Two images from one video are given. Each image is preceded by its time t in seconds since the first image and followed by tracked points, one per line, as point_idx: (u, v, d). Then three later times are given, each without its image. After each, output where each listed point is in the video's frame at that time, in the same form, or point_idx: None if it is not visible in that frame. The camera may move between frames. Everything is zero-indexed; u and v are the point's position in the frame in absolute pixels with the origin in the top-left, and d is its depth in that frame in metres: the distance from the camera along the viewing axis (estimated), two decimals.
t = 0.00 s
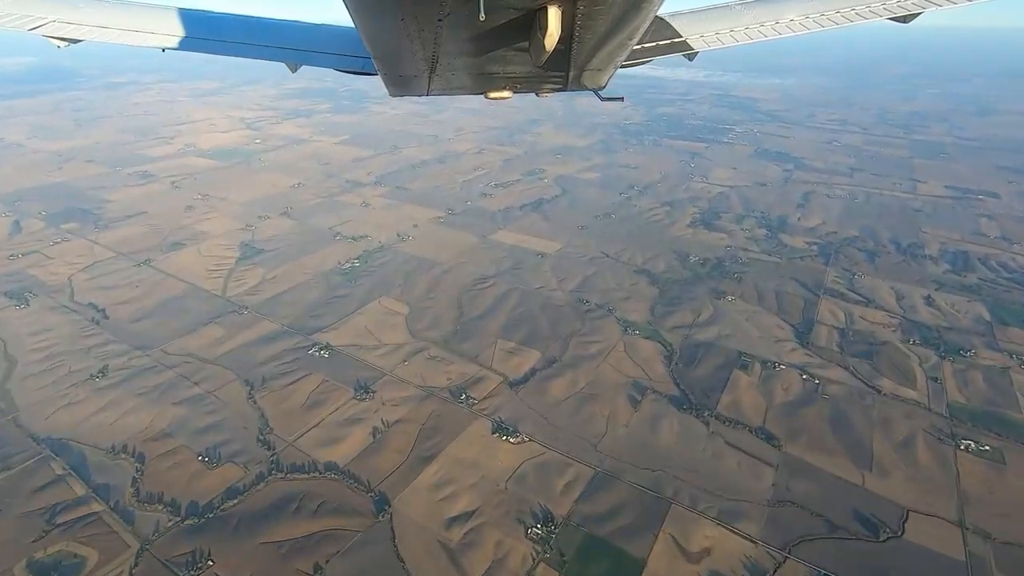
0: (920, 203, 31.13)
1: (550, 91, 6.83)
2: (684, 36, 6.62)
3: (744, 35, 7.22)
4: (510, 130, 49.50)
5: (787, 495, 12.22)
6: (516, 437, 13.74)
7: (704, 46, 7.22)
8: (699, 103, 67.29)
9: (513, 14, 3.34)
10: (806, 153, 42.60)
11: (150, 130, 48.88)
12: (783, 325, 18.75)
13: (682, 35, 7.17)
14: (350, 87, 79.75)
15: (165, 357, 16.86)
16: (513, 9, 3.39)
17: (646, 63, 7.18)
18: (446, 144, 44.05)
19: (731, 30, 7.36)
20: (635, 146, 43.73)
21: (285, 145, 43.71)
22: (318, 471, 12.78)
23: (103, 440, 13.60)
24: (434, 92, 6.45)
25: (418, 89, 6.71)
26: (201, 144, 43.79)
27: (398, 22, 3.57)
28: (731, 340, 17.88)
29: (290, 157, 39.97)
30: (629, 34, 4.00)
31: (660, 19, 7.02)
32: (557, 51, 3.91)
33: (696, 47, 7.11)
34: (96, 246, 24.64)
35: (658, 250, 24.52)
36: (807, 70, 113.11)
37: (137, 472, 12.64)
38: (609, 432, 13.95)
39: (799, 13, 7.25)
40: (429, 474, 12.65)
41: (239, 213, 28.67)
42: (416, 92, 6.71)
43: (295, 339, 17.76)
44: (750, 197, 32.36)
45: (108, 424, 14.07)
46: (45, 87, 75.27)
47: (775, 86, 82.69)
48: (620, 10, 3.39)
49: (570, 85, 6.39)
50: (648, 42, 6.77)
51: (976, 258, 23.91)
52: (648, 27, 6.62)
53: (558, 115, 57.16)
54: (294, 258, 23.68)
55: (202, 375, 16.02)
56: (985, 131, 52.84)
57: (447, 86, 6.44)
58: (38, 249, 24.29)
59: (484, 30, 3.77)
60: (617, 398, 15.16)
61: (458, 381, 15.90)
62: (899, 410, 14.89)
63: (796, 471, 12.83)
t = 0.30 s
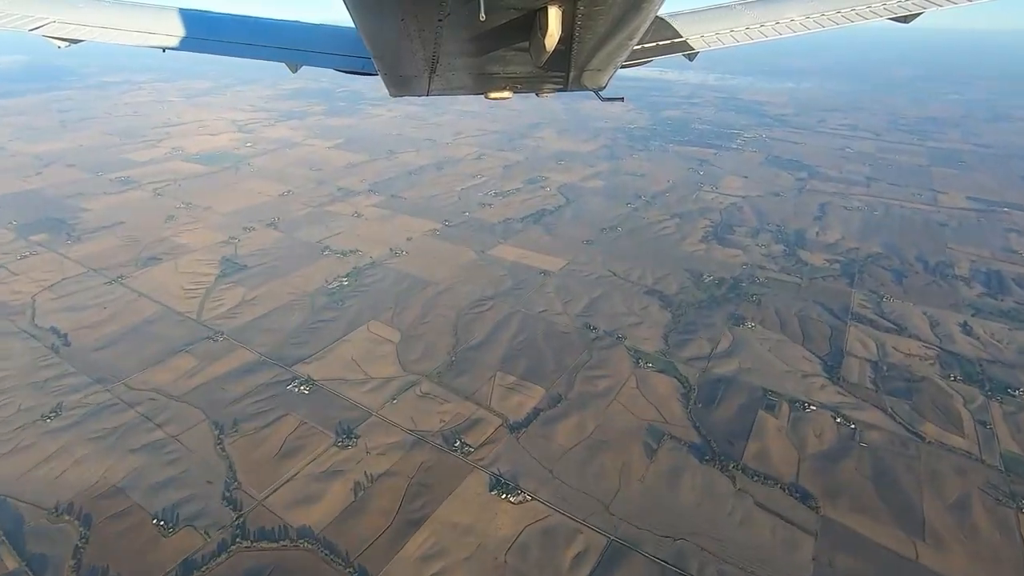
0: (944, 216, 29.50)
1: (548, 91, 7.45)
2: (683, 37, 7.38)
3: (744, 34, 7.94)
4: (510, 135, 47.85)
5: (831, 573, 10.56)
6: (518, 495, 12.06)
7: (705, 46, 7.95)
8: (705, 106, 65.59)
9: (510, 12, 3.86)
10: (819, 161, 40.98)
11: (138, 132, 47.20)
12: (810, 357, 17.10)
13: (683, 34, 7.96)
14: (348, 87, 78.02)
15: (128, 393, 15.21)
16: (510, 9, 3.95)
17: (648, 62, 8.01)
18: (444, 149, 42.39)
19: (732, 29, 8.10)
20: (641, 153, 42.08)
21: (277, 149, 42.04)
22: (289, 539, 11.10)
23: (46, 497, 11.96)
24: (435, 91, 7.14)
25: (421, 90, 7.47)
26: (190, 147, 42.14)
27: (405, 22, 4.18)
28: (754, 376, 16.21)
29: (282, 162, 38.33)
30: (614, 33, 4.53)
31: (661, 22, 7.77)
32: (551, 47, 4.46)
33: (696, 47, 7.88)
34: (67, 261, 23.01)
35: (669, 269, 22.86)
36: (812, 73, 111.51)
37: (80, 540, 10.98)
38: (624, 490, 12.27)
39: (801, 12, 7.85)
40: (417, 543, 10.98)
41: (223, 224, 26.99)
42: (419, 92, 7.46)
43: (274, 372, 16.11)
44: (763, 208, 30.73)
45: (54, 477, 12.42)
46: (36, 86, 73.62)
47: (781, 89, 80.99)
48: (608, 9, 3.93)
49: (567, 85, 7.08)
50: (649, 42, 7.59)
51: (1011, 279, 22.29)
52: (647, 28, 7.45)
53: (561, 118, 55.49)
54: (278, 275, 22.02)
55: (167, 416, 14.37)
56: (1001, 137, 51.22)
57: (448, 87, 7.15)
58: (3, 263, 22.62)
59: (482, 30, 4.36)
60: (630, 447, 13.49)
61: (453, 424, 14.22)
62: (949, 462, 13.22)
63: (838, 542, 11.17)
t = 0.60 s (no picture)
0: (973, 227, 27.78)
1: (547, 92, 7.15)
2: (684, 37, 7.15)
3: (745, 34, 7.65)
4: (512, 140, 46.17)
5: None
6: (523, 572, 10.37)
7: (704, 47, 7.72)
8: (712, 108, 63.87)
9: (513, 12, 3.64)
10: (834, 166, 39.26)
11: (127, 139, 45.70)
12: (846, 394, 15.38)
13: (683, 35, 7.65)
14: (345, 90, 76.42)
15: (86, 440, 13.61)
16: (512, 9, 3.73)
17: (647, 63, 7.76)
18: (443, 155, 40.72)
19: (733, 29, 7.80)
20: (647, 158, 40.41)
21: (269, 156, 40.43)
22: None
23: None
24: (434, 91, 6.82)
25: (419, 91, 7.08)
26: (179, 155, 40.59)
27: (403, 21, 3.91)
28: (786, 417, 14.50)
29: (273, 170, 36.73)
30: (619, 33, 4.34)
31: (662, 20, 7.55)
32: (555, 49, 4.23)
33: (696, 48, 7.63)
34: (38, 282, 21.49)
35: (684, 289, 21.17)
36: (818, 72, 109.73)
37: None
38: (646, 565, 10.58)
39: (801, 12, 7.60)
40: None
41: (206, 239, 25.39)
42: (417, 93, 7.06)
43: (250, 414, 14.46)
44: (780, 218, 29.05)
45: None
46: (28, 89, 72.46)
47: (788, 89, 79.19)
48: (615, 9, 3.73)
49: (567, 86, 6.83)
50: (648, 43, 7.34)
51: None
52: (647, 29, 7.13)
53: (563, 122, 53.79)
54: (261, 298, 20.40)
55: (127, 470, 12.75)
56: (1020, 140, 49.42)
57: (447, 88, 6.80)
58: None
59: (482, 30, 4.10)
60: (651, 508, 11.80)
61: (448, 478, 12.54)
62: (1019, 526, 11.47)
63: None
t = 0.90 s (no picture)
0: (1004, 243, 26.14)
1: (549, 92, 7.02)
2: (685, 37, 6.80)
3: (743, 34, 7.28)
4: (514, 144, 44.46)
5: None
6: None
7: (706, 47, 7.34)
8: (719, 111, 62.19)
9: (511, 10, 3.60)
10: (850, 175, 37.59)
11: (114, 141, 44.02)
12: (888, 443, 13.72)
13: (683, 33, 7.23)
14: (343, 90, 74.67)
15: (29, 496, 11.96)
16: (511, 8, 3.73)
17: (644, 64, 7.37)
18: (442, 161, 39.01)
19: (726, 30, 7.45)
20: (655, 165, 38.73)
21: (260, 161, 38.72)
22: None
23: None
24: (433, 90, 6.75)
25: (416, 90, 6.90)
26: (167, 158, 38.91)
27: (405, 21, 3.94)
28: (822, 471, 12.85)
29: (263, 176, 35.04)
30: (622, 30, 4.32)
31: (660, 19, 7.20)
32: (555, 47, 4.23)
33: (697, 48, 7.24)
34: None
35: (700, 314, 19.47)
36: (824, 75, 108.07)
37: None
38: None
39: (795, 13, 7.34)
40: None
41: (187, 253, 23.73)
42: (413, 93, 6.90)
43: (218, 465, 12.80)
44: (798, 232, 27.38)
45: None
46: (19, 88, 70.99)
47: (796, 92, 77.46)
48: (614, 9, 3.76)
49: (569, 86, 6.70)
50: (648, 43, 6.96)
51: None
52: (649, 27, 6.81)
53: (566, 125, 52.05)
54: (240, 321, 18.74)
55: (71, 536, 11.09)
56: None
57: (446, 88, 6.71)
58: None
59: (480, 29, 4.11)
60: None
61: (440, 548, 10.87)
62: None
63: None
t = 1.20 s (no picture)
0: None
1: (549, 92, 7.27)
2: (683, 37, 7.20)
3: (743, 32, 7.78)
4: (519, 148, 42.77)
5: None
6: None
7: (705, 46, 7.80)
8: (730, 112, 60.30)
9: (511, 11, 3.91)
10: (873, 180, 35.71)
11: (106, 147, 42.61)
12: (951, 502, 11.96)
13: (684, 33, 7.74)
14: (344, 91, 73.08)
15: None
16: (512, 8, 4.02)
17: (647, 61, 7.79)
18: (444, 167, 37.37)
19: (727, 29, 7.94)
20: (667, 171, 36.98)
21: (254, 168, 37.20)
22: None
23: None
24: (434, 91, 6.94)
25: (421, 89, 7.24)
26: (158, 166, 37.48)
27: (407, 21, 4.25)
28: (878, 540, 11.11)
29: (256, 184, 33.49)
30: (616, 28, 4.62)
31: (660, 19, 7.60)
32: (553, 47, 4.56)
33: (696, 47, 7.72)
34: None
35: (724, 341, 17.74)
36: (835, 73, 105.91)
37: None
38: None
39: (793, 13, 7.84)
40: None
41: (170, 271, 22.23)
42: (418, 91, 7.23)
43: (185, 530, 11.24)
44: (823, 244, 25.63)
45: None
46: (18, 91, 70.16)
47: (809, 92, 75.37)
48: (613, 8, 4.07)
49: (567, 85, 6.91)
50: (649, 42, 7.38)
51: None
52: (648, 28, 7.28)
53: (573, 128, 50.28)
54: (221, 350, 17.18)
55: None
56: None
57: (448, 87, 7.01)
58: None
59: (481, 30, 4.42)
60: None
61: None
62: None
63: None
